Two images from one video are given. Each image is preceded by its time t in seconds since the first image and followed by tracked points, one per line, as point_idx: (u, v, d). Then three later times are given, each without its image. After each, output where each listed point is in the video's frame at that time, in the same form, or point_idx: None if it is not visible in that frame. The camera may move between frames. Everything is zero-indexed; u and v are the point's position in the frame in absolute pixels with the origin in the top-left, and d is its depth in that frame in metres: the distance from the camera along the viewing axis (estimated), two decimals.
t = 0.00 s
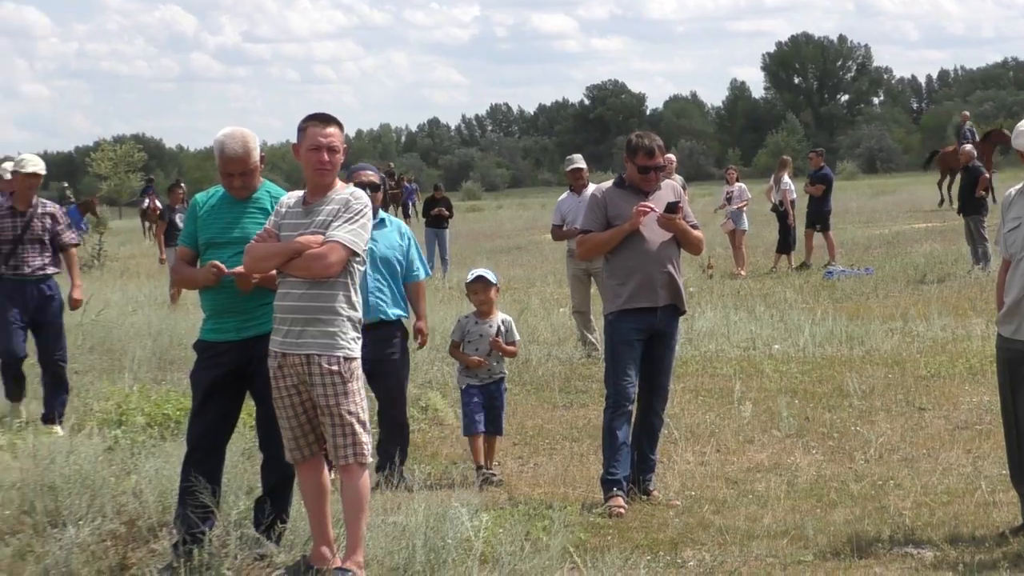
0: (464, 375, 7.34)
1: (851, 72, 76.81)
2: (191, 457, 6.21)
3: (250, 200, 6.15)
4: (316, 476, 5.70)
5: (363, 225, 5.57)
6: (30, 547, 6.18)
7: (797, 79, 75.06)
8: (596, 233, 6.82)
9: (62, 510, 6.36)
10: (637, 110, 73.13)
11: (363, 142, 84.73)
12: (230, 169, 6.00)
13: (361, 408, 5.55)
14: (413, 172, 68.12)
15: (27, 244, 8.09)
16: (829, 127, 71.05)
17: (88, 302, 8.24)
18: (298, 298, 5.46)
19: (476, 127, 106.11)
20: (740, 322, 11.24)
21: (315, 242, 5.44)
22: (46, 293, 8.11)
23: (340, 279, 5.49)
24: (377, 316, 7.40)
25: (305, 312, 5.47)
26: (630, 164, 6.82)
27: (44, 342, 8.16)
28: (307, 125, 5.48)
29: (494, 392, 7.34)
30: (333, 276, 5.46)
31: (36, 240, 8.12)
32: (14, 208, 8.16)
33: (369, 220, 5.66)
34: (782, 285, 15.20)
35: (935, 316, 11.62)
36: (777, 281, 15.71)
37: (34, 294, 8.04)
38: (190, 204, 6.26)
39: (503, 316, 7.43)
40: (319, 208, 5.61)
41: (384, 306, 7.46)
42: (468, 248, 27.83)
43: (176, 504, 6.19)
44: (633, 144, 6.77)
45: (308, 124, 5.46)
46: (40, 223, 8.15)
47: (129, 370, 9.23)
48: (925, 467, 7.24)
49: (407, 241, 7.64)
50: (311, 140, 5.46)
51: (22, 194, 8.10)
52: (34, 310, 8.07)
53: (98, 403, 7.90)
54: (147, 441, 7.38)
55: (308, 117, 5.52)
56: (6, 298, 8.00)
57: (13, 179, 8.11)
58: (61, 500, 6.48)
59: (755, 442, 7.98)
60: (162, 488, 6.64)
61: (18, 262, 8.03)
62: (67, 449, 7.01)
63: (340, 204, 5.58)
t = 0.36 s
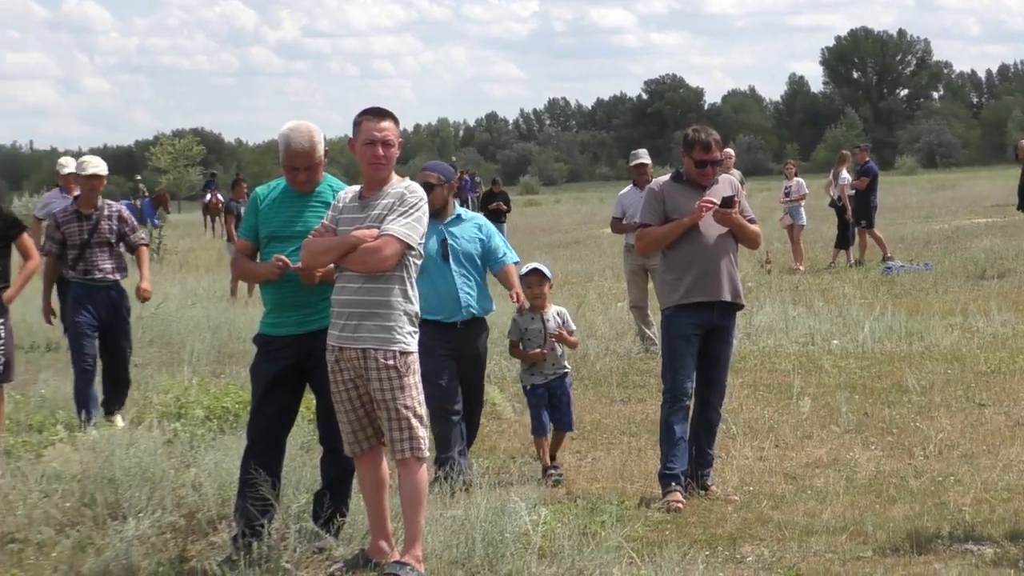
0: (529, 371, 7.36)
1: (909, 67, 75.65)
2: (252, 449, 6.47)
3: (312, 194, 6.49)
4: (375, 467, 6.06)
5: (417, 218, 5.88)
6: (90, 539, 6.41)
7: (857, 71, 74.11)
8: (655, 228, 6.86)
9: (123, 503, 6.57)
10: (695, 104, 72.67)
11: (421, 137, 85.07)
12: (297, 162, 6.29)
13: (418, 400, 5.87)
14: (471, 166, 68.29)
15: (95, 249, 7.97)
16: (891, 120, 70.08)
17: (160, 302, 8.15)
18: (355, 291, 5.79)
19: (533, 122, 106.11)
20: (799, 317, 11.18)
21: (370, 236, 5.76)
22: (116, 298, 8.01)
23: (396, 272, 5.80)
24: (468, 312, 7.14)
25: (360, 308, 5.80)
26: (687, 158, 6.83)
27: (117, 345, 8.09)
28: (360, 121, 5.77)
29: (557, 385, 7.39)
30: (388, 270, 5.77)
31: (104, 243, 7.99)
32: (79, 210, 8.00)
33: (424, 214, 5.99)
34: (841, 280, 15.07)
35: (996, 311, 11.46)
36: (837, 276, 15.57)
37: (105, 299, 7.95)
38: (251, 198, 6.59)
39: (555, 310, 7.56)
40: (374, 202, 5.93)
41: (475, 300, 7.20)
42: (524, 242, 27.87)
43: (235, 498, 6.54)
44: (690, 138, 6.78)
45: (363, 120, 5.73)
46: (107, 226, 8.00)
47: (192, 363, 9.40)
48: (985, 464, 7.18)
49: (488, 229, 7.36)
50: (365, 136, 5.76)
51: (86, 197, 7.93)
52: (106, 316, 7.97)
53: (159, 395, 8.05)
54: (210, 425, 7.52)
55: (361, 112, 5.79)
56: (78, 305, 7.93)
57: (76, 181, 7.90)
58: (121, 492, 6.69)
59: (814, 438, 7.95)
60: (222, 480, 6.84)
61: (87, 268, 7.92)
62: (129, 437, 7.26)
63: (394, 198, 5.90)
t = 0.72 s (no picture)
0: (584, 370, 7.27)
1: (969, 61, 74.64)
2: (307, 444, 6.60)
3: (367, 189, 6.59)
4: (429, 462, 6.22)
5: (472, 212, 6.01)
6: (145, 532, 6.52)
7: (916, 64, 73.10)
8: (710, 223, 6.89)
9: (179, 496, 6.68)
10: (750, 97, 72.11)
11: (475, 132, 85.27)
12: (355, 156, 6.40)
13: (471, 395, 5.99)
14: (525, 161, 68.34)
15: (155, 243, 7.68)
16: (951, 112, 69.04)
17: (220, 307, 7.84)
18: (409, 286, 5.95)
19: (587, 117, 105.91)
20: (854, 313, 11.10)
21: (423, 231, 5.87)
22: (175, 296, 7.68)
23: (450, 267, 5.94)
24: (534, 309, 6.91)
25: (414, 303, 5.95)
26: (742, 153, 6.88)
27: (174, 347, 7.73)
28: (416, 115, 5.90)
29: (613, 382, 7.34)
30: (442, 265, 5.91)
31: (165, 238, 7.70)
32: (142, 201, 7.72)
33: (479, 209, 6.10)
34: (897, 276, 14.91)
35: None
36: (893, 272, 15.41)
37: (163, 297, 7.62)
38: (307, 193, 6.70)
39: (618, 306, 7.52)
40: (429, 196, 6.06)
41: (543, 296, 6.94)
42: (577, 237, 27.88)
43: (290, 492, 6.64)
44: (744, 134, 6.83)
45: (417, 115, 5.88)
46: (170, 221, 7.71)
47: (247, 356, 9.49)
48: None
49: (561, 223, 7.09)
50: (419, 130, 5.89)
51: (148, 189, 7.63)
52: (163, 314, 7.64)
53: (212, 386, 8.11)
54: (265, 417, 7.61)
55: (415, 108, 5.93)
56: (135, 301, 7.62)
57: (139, 172, 7.62)
58: (176, 485, 6.78)
59: (869, 435, 7.90)
60: (276, 475, 6.91)
61: (146, 262, 7.63)
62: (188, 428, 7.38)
63: (449, 193, 6.02)
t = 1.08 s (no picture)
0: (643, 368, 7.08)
1: (1008, 56, 73.94)
2: (350, 439, 6.65)
3: (410, 185, 6.64)
4: (472, 458, 6.25)
5: (516, 210, 6.01)
6: (189, 527, 6.60)
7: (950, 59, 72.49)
8: (753, 221, 6.95)
9: (222, 491, 6.70)
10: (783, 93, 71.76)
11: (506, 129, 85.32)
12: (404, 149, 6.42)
13: (513, 392, 6.02)
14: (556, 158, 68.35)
15: (221, 243, 7.46)
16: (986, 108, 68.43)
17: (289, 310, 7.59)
18: (453, 281, 5.97)
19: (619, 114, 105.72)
20: (898, 309, 11.03)
21: (468, 227, 5.89)
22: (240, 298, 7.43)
23: (494, 264, 5.97)
24: (584, 313, 6.74)
25: (457, 299, 5.99)
26: (787, 149, 6.88)
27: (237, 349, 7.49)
28: (463, 111, 5.92)
29: (667, 383, 7.12)
30: (487, 261, 5.95)
31: (231, 238, 7.48)
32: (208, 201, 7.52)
33: (524, 205, 6.10)
34: (941, 272, 14.80)
35: None
36: (936, 268, 15.30)
37: (228, 298, 7.38)
38: (351, 189, 6.77)
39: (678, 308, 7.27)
40: (475, 192, 6.08)
41: (598, 302, 6.74)
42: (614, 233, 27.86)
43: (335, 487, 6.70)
44: (790, 130, 6.82)
45: (464, 110, 5.89)
46: (237, 220, 7.49)
47: (290, 349, 9.46)
48: None
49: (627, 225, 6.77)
50: (467, 126, 5.90)
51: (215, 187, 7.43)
52: (227, 314, 7.39)
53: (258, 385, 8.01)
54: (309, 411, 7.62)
55: (462, 103, 5.94)
56: (198, 301, 7.38)
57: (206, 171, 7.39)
58: (220, 480, 6.79)
59: (913, 431, 7.86)
60: (320, 470, 6.94)
61: (211, 262, 7.40)
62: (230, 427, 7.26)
63: (494, 189, 6.04)
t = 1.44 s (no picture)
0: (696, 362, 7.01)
1: None
2: (387, 434, 6.61)
3: (447, 180, 6.59)
4: (510, 453, 6.25)
5: (557, 205, 6.01)
6: (228, 521, 6.64)
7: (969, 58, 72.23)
8: (791, 218, 6.95)
9: (261, 485, 6.71)
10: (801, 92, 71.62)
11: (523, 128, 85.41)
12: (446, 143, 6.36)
13: (552, 387, 6.01)
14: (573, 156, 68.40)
15: (268, 240, 7.48)
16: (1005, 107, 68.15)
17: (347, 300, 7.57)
18: (491, 276, 5.97)
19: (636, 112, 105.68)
20: (939, 305, 10.99)
21: (509, 222, 5.89)
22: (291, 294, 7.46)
23: (533, 259, 5.96)
24: (628, 306, 6.76)
25: (496, 293, 5.98)
26: (827, 145, 6.86)
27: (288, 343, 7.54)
28: (504, 105, 5.90)
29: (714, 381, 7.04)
30: (526, 256, 5.93)
31: (277, 234, 7.50)
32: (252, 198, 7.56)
33: (565, 201, 6.10)
34: (981, 268, 14.74)
35: None
36: (976, 265, 15.24)
37: (278, 296, 7.42)
38: (389, 184, 6.73)
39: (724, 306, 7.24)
40: (514, 188, 6.08)
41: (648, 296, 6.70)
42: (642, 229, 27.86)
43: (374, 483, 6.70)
44: (829, 126, 6.80)
45: (504, 106, 5.89)
46: (281, 215, 7.51)
47: (331, 343, 9.41)
48: None
49: (675, 216, 6.61)
50: (508, 120, 5.88)
51: (258, 185, 7.47)
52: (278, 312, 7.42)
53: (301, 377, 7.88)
54: (348, 406, 7.61)
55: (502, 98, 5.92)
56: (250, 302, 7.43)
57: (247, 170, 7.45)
58: (259, 474, 6.80)
59: (953, 427, 7.83)
60: (359, 464, 6.94)
61: (259, 261, 7.43)
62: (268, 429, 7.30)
63: (534, 185, 6.04)
